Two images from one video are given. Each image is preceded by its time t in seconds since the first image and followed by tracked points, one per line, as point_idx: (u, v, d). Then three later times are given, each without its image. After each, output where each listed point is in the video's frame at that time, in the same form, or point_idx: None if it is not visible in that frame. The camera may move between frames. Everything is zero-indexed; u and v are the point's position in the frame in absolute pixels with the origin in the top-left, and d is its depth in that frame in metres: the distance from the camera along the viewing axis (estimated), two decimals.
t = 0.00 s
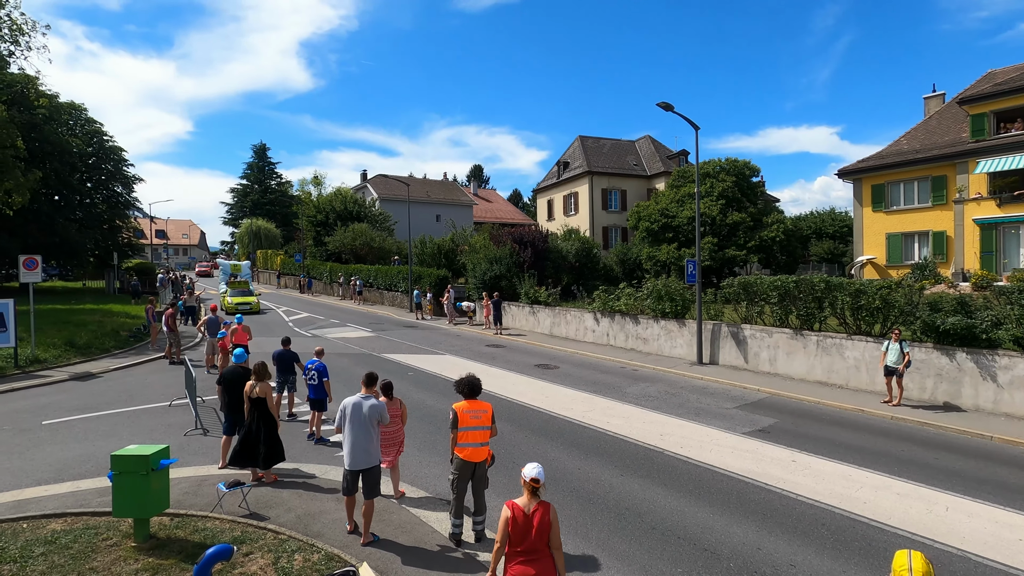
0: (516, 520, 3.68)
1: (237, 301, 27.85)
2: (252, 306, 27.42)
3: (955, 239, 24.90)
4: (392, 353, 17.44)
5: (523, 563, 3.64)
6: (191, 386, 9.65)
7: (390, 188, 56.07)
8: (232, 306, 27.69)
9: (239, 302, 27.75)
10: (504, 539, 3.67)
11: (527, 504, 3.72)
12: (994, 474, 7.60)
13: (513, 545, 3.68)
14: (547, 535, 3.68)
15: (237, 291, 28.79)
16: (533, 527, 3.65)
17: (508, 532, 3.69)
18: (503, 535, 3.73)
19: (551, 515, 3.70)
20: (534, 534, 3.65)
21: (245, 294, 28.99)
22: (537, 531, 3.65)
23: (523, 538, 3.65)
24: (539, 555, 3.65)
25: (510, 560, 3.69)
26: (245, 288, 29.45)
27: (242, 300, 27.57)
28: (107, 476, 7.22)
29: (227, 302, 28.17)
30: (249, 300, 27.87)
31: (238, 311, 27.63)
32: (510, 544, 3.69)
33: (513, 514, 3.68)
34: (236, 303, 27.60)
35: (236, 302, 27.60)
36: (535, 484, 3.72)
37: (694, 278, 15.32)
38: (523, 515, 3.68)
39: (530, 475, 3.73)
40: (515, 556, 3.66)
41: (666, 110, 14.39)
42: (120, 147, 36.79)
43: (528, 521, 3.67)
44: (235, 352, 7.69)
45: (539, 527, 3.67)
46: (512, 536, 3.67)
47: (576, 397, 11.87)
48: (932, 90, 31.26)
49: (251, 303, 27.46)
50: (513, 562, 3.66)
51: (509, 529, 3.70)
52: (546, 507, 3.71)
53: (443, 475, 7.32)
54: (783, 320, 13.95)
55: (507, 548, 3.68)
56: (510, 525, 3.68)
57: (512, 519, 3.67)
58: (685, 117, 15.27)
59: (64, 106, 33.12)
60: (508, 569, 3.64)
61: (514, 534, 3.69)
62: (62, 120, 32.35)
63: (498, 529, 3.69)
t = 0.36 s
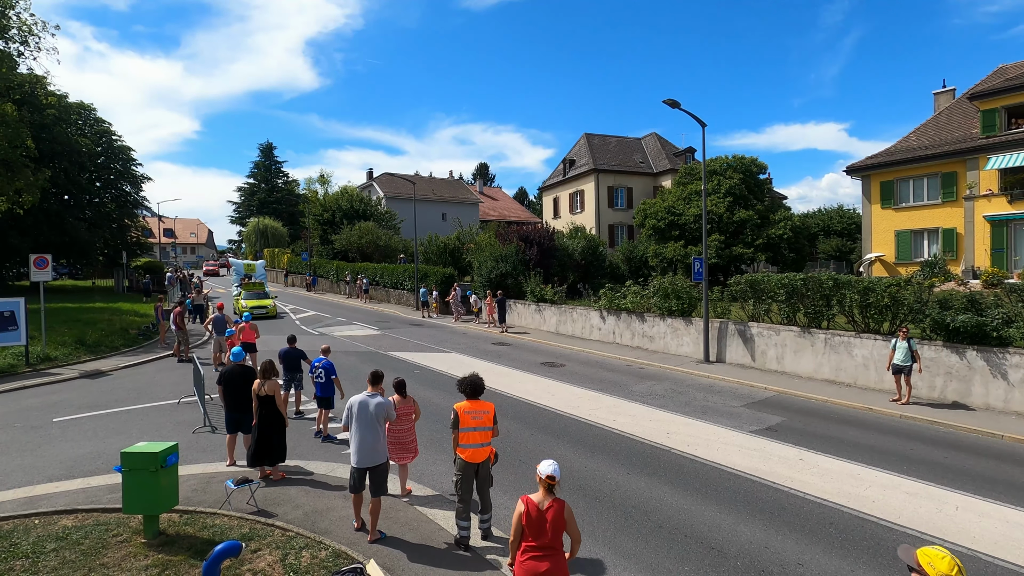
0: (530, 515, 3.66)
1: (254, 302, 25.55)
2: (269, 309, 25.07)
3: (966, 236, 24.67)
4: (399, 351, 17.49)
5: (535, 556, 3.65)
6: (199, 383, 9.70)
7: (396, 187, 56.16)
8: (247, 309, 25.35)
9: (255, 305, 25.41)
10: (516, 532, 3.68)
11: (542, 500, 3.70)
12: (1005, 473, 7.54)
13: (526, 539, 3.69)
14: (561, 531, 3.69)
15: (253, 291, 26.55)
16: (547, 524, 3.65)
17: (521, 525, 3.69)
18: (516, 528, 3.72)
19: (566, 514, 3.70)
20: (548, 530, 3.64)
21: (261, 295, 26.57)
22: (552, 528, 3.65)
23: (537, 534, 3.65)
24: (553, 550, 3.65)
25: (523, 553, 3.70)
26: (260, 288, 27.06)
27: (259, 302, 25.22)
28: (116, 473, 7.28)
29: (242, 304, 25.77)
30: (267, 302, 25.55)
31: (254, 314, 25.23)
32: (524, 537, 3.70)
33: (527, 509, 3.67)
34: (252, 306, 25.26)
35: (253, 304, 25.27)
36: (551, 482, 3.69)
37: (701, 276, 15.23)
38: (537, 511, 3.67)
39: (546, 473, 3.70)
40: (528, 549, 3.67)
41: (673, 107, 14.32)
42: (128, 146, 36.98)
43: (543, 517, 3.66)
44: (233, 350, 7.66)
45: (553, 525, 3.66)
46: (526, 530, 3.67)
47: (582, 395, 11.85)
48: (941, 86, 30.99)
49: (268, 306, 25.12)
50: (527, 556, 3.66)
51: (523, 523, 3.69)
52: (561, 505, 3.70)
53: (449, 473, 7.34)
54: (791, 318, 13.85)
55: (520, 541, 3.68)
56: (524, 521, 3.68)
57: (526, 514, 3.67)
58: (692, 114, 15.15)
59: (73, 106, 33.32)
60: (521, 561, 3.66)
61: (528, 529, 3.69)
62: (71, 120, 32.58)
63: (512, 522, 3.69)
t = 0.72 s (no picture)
0: (534, 509, 3.68)
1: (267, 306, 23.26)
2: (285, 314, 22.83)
3: (970, 233, 24.54)
4: (402, 349, 17.51)
5: (540, 551, 3.64)
6: (203, 382, 9.74)
7: (398, 185, 56.19)
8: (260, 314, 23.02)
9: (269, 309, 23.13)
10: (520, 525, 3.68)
11: (547, 496, 3.71)
12: (1010, 470, 7.51)
13: (531, 534, 3.68)
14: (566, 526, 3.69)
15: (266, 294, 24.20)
16: (551, 519, 3.66)
17: (527, 520, 3.70)
18: (521, 522, 3.72)
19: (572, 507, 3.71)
20: (553, 525, 3.64)
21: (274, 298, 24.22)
22: (557, 523, 3.65)
23: (542, 529, 3.65)
24: (557, 545, 3.64)
25: (527, 549, 3.68)
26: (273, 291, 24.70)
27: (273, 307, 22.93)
28: (121, 471, 7.31)
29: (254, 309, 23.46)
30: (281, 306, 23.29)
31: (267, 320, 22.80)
32: (528, 532, 3.69)
33: (532, 503, 3.68)
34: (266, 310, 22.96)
35: (267, 308, 22.95)
36: (556, 479, 3.71)
37: (704, 274, 15.20)
38: (541, 506, 3.68)
39: (553, 469, 3.71)
40: (533, 544, 3.66)
41: (676, 104, 14.28)
42: (132, 145, 37.07)
43: (547, 513, 3.67)
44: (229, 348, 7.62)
45: (557, 520, 3.66)
46: (531, 525, 3.67)
47: (585, 393, 11.85)
48: (946, 81, 30.82)
49: (283, 310, 22.84)
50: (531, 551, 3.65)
51: (527, 519, 3.69)
52: (566, 500, 3.71)
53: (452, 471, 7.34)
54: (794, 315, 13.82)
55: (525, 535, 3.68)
56: (529, 515, 3.68)
57: (531, 508, 3.68)
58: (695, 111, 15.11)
59: (76, 105, 33.42)
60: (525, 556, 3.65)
61: (533, 524, 3.69)
62: (75, 119, 32.65)
63: (516, 516, 3.70)
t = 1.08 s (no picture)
0: (558, 502, 3.70)
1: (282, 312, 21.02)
2: (302, 320, 20.66)
3: (969, 230, 24.56)
4: (401, 347, 17.52)
5: (561, 543, 3.68)
6: (202, 379, 9.74)
7: (397, 182, 56.13)
8: (274, 320, 20.80)
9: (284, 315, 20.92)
10: (544, 517, 3.68)
11: (569, 489, 3.75)
12: (1009, 468, 7.52)
13: (553, 526, 3.70)
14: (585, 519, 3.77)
15: (278, 298, 21.96)
16: (574, 513, 3.71)
17: (549, 512, 3.70)
18: (542, 515, 3.71)
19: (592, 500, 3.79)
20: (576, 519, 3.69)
21: (288, 303, 22.00)
22: (579, 517, 3.71)
23: (566, 523, 3.69)
24: (578, 538, 3.71)
25: (547, 540, 3.70)
26: (286, 294, 22.47)
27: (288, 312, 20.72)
28: (120, 469, 7.32)
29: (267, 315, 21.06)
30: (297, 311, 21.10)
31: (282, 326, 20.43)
32: (551, 523, 3.70)
33: (557, 496, 3.71)
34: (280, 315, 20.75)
35: (281, 314, 20.72)
36: (581, 474, 3.75)
37: (703, 271, 15.19)
38: (565, 500, 3.71)
39: (578, 466, 3.75)
40: (555, 536, 3.69)
41: (675, 101, 14.27)
42: (130, 143, 37.00)
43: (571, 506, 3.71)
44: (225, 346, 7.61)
45: (579, 514, 3.73)
46: (555, 518, 3.69)
47: (584, 391, 11.88)
48: (946, 79, 30.80)
49: (300, 316, 20.66)
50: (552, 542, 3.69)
51: (551, 512, 3.70)
52: (588, 494, 3.78)
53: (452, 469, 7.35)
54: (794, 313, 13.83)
55: (547, 526, 3.69)
56: (552, 508, 3.70)
57: (555, 500, 3.70)
58: (694, 109, 15.08)
59: (75, 103, 33.36)
60: (547, 548, 3.66)
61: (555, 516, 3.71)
62: (73, 117, 32.57)
63: (540, 509, 3.68)
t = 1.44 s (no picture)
0: (571, 491, 3.76)
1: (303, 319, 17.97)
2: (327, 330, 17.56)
3: (970, 228, 24.54)
4: (401, 345, 17.53)
5: (572, 531, 3.71)
6: (202, 378, 9.74)
7: (398, 181, 56.11)
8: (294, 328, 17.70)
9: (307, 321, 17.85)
10: (555, 504, 3.74)
11: (585, 481, 3.81)
12: (1009, 466, 7.51)
13: (566, 513, 3.74)
14: (599, 514, 3.79)
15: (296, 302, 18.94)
16: (587, 505, 3.73)
17: (562, 499, 3.76)
18: (556, 502, 3.76)
19: (607, 497, 3.82)
20: (589, 510, 3.72)
21: (308, 308, 18.90)
22: (592, 508, 3.74)
23: (577, 512, 3.72)
24: (589, 529, 3.73)
25: (558, 527, 3.74)
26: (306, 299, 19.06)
27: (310, 319, 17.63)
28: (121, 467, 7.33)
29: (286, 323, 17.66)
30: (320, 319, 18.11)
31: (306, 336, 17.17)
32: (564, 510, 3.75)
33: (572, 485, 3.77)
34: (301, 324, 17.68)
35: (302, 322, 17.61)
36: (596, 470, 3.80)
37: (704, 270, 15.19)
38: (578, 490, 3.76)
39: (597, 459, 3.80)
40: (566, 523, 3.72)
41: (676, 100, 14.24)
42: (130, 142, 36.98)
43: (585, 497, 3.74)
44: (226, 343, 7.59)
45: (594, 507, 3.75)
46: (567, 504, 3.74)
47: (584, 389, 11.89)
48: (947, 76, 30.75)
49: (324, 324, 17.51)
50: (563, 528, 3.72)
51: (564, 500, 3.76)
52: (604, 489, 3.81)
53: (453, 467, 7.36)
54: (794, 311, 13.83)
55: (558, 513, 3.74)
56: (566, 495, 3.75)
57: (570, 489, 3.76)
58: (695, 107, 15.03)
59: (75, 102, 33.36)
60: (557, 534, 3.70)
61: (568, 504, 3.76)
62: (73, 116, 32.55)
63: (554, 495, 3.75)
